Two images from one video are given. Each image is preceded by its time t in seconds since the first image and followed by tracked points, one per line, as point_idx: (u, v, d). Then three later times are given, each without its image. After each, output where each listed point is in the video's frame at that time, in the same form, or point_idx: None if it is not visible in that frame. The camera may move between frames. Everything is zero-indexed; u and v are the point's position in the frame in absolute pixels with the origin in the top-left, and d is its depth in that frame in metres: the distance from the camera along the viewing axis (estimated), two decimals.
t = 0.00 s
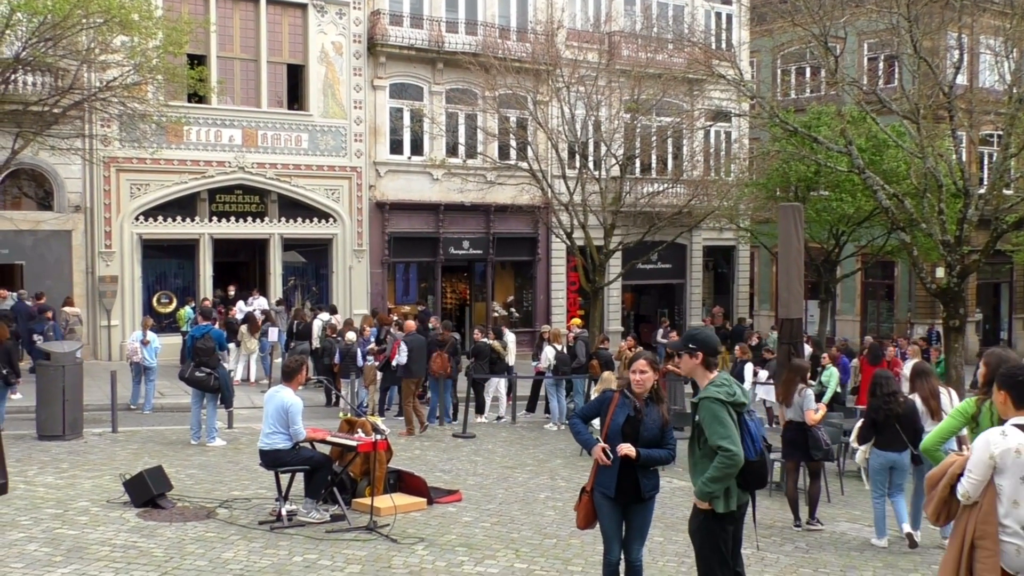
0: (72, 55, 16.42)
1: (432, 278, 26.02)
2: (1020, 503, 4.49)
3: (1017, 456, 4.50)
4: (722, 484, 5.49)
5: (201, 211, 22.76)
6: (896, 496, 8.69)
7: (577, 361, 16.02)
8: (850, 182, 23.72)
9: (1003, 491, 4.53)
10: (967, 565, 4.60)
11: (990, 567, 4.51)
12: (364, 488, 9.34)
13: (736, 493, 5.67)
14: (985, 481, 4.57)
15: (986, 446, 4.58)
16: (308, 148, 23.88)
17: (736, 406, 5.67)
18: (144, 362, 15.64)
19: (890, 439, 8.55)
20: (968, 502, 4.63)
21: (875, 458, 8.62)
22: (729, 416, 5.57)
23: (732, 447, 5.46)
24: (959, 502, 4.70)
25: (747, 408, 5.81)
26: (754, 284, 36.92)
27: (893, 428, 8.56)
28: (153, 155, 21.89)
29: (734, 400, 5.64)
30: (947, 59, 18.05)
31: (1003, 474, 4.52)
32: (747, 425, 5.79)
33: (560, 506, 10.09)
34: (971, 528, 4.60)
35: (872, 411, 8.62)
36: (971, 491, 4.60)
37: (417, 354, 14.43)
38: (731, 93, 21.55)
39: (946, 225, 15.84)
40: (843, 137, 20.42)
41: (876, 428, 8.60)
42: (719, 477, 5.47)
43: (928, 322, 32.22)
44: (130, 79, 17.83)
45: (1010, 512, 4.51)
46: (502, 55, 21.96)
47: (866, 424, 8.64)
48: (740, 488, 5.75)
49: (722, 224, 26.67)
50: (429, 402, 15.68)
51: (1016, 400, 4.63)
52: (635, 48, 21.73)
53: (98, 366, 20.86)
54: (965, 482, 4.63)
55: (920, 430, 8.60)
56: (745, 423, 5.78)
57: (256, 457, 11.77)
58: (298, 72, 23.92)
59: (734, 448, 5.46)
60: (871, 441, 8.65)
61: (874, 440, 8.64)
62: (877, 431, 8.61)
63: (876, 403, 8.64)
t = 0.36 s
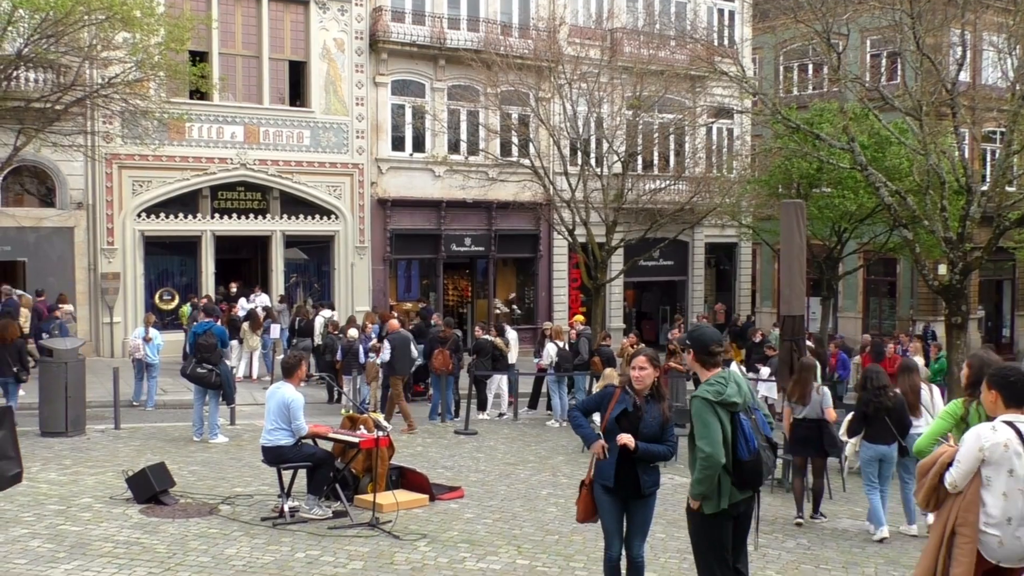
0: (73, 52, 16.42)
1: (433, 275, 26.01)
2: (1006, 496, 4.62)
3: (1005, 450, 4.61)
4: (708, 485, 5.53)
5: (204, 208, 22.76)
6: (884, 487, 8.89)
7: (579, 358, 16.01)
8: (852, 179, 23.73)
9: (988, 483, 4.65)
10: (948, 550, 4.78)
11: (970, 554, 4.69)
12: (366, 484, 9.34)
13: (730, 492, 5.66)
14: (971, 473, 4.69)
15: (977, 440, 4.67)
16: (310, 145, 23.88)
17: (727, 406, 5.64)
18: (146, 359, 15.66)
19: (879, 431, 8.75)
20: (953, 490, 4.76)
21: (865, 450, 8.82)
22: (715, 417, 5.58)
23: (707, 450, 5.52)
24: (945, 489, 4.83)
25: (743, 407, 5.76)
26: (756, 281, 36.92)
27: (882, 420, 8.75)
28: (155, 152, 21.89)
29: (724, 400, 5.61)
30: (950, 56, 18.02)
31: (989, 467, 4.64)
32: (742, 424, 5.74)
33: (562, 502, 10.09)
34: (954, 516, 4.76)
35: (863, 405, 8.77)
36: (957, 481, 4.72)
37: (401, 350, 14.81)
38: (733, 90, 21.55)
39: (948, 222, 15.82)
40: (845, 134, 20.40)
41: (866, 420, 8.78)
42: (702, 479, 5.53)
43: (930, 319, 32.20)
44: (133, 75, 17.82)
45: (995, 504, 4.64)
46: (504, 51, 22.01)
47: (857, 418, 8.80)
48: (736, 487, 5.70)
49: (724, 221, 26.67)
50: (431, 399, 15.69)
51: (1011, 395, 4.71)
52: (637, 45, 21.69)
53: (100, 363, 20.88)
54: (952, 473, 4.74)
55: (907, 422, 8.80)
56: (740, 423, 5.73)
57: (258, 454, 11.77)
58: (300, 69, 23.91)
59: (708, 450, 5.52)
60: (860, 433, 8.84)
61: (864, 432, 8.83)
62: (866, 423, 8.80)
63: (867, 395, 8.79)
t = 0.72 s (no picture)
0: (75, 48, 16.44)
1: (435, 271, 26.01)
2: (970, 483, 5.05)
3: (968, 441, 5.05)
4: (701, 483, 5.63)
5: (205, 204, 22.76)
6: (874, 480, 9.02)
7: (580, 354, 16.01)
8: (854, 175, 23.73)
9: (952, 471, 5.09)
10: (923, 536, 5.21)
11: (940, 539, 5.10)
12: (368, 480, 9.38)
13: (731, 490, 5.67)
14: (939, 462, 5.13)
15: (942, 431, 5.13)
16: (312, 142, 23.87)
17: (725, 404, 5.65)
18: (148, 355, 15.66)
19: (871, 424, 8.83)
20: (922, 479, 5.20)
21: (857, 443, 8.91)
22: (709, 417, 5.62)
23: (695, 450, 5.61)
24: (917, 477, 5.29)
25: (744, 403, 5.73)
26: (757, 277, 36.92)
27: (874, 415, 8.83)
28: (157, 148, 21.89)
29: (722, 399, 5.62)
30: (953, 52, 17.98)
31: (954, 456, 5.08)
32: (744, 421, 5.72)
33: (564, 499, 10.09)
34: (924, 503, 5.19)
35: (856, 398, 8.85)
36: (924, 469, 5.16)
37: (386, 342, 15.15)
38: (735, 86, 21.52)
39: (950, 218, 15.79)
40: (848, 130, 20.37)
41: (859, 413, 8.85)
42: (696, 478, 5.63)
43: (932, 316, 32.19)
44: (134, 72, 17.82)
45: (961, 491, 5.07)
46: (506, 47, 21.84)
47: (851, 411, 8.88)
48: (738, 483, 5.70)
49: (726, 218, 26.67)
50: (433, 394, 15.73)
51: (974, 392, 5.17)
52: (639, 42, 21.64)
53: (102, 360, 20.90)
54: (920, 462, 5.19)
55: (898, 417, 8.92)
56: (742, 419, 5.71)
57: (260, 450, 11.79)
58: (301, 65, 23.90)
59: (696, 450, 5.61)
60: (853, 427, 8.92)
61: (856, 426, 8.90)
62: (859, 417, 8.88)
63: (860, 390, 8.88)
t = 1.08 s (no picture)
0: (77, 44, 16.44)
1: (437, 268, 26.02)
2: (938, 473, 5.37)
3: (936, 432, 5.38)
4: (703, 476, 5.62)
5: (207, 200, 22.75)
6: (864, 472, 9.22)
7: (581, 350, 16.01)
8: (856, 172, 23.69)
9: (923, 461, 5.43)
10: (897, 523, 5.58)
11: (910, 525, 5.45)
12: (370, 475, 9.39)
13: (732, 483, 5.66)
14: (912, 453, 5.48)
15: (913, 422, 5.49)
16: (314, 138, 23.86)
17: (726, 397, 5.66)
18: (150, 351, 15.69)
19: (859, 419, 8.86)
20: (897, 469, 5.55)
21: (844, 437, 8.98)
22: (710, 410, 5.63)
23: (696, 444, 5.62)
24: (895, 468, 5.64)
25: (744, 397, 5.75)
26: (758, 274, 36.92)
27: (862, 409, 8.86)
28: (158, 144, 21.87)
29: (723, 392, 5.64)
30: (956, 48, 17.92)
31: (924, 447, 5.42)
32: (744, 414, 5.74)
33: (565, 494, 10.10)
34: (898, 492, 5.54)
35: (842, 393, 8.87)
36: (899, 460, 5.52)
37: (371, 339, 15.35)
38: (737, 82, 21.48)
39: (953, 214, 15.74)
40: (850, 126, 20.31)
41: (846, 407, 8.88)
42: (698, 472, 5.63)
43: (934, 313, 32.16)
44: (136, 68, 17.80)
45: (931, 480, 5.39)
46: (508, 43, 21.98)
47: (837, 405, 8.91)
48: (739, 477, 5.69)
49: (728, 214, 26.66)
50: (435, 389, 15.65)
51: (947, 387, 5.50)
52: (641, 37, 21.56)
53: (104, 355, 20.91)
54: (895, 453, 5.56)
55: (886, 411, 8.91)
56: (742, 413, 5.73)
57: (262, 446, 11.81)
58: (303, 61, 23.88)
59: (698, 443, 5.62)
60: (841, 421, 8.96)
61: (845, 420, 8.95)
62: (847, 411, 8.92)
63: (847, 384, 8.88)
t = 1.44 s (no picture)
0: (78, 39, 16.43)
1: (439, 264, 26.04)
2: (936, 467, 5.39)
3: (938, 428, 5.41)
4: (705, 469, 5.61)
5: (208, 196, 22.73)
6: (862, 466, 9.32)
7: (583, 346, 16.02)
8: (858, 168, 23.67)
9: (923, 456, 5.45)
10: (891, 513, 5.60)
11: (902, 515, 5.47)
12: (372, 471, 9.36)
13: (733, 476, 5.65)
14: (912, 447, 5.51)
15: (916, 418, 5.51)
16: (316, 134, 23.83)
17: (726, 390, 5.65)
18: (152, 347, 15.69)
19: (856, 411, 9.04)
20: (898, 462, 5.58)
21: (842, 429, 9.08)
22: (710, 404, 5.62)
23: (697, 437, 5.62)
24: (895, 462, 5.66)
25: (744, 390, 5.74)
26: (761, 270, 36.92)
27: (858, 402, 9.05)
28: (160, 140, 21.86)
29: (722, 385, 5.63)
30: (959, 43, 17.88)
31: (925, 442, 5.44)
32: (744, 408, 5.73)
33: (567, 490, 10.10)
34: (896, 484, 5.57)
35: (838, 386, 9.13)
36: (899, 453, 5.54)
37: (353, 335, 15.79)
38: (739, 78, 21.48)
39: (955, 211, 15.73)
40: (852, 122, 20.30)
41: (840, 400, 9.10)
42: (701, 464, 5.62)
43: (935, 309, 32.17)
44: (137, 63, 17.77)
45: (929, 474, 5.41)
46: (510, 39, 21.84)
47: (833, 399, 9.14)
48: (739, 471, 5.68)
49: (730, 210, 26.67)
50: (436, 386, 15.64)
51: (953, 385, 5.52)
52: (643, 33, 21.53)
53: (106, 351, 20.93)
54: (898, 446, 5.59)
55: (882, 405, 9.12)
56: (741, 407, 5.72)
57: (264, 442, 11.81)
58: (305, 57, 23.86)
59: (698, 436, 5.62)
60: (837, 414, 9.16)
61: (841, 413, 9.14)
62: (843, 405, 9.12)
63: (842, 377, 9.15)
